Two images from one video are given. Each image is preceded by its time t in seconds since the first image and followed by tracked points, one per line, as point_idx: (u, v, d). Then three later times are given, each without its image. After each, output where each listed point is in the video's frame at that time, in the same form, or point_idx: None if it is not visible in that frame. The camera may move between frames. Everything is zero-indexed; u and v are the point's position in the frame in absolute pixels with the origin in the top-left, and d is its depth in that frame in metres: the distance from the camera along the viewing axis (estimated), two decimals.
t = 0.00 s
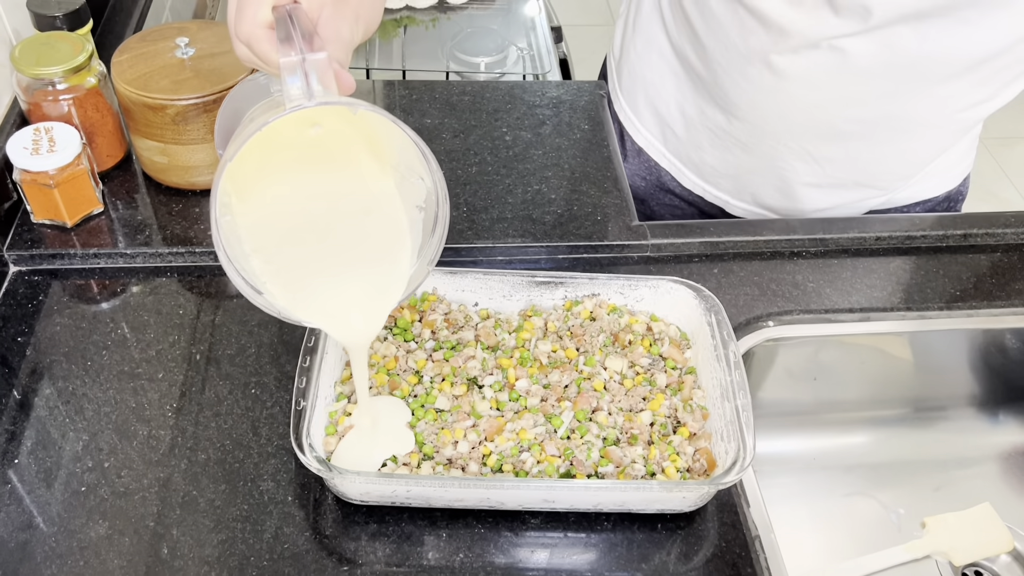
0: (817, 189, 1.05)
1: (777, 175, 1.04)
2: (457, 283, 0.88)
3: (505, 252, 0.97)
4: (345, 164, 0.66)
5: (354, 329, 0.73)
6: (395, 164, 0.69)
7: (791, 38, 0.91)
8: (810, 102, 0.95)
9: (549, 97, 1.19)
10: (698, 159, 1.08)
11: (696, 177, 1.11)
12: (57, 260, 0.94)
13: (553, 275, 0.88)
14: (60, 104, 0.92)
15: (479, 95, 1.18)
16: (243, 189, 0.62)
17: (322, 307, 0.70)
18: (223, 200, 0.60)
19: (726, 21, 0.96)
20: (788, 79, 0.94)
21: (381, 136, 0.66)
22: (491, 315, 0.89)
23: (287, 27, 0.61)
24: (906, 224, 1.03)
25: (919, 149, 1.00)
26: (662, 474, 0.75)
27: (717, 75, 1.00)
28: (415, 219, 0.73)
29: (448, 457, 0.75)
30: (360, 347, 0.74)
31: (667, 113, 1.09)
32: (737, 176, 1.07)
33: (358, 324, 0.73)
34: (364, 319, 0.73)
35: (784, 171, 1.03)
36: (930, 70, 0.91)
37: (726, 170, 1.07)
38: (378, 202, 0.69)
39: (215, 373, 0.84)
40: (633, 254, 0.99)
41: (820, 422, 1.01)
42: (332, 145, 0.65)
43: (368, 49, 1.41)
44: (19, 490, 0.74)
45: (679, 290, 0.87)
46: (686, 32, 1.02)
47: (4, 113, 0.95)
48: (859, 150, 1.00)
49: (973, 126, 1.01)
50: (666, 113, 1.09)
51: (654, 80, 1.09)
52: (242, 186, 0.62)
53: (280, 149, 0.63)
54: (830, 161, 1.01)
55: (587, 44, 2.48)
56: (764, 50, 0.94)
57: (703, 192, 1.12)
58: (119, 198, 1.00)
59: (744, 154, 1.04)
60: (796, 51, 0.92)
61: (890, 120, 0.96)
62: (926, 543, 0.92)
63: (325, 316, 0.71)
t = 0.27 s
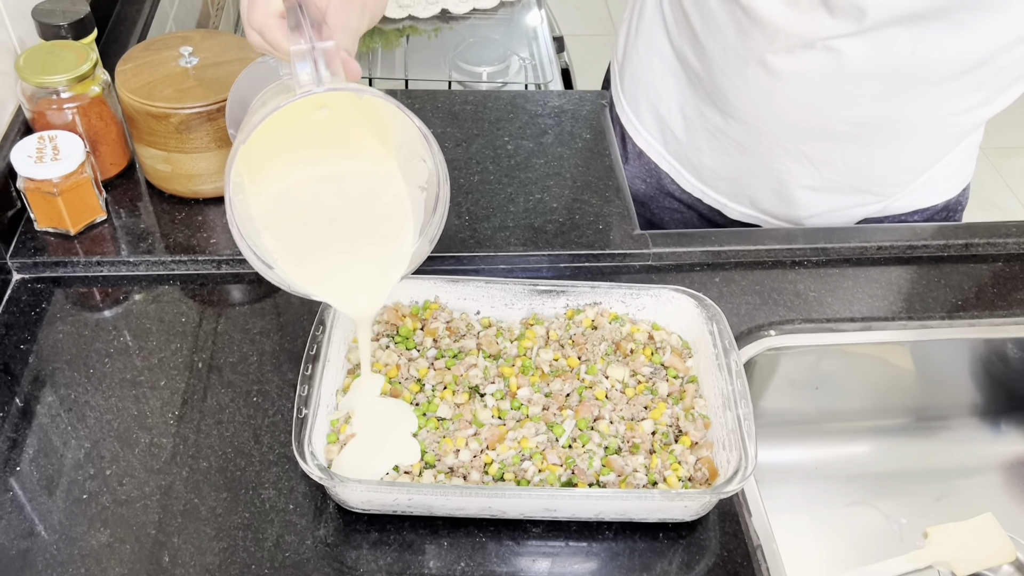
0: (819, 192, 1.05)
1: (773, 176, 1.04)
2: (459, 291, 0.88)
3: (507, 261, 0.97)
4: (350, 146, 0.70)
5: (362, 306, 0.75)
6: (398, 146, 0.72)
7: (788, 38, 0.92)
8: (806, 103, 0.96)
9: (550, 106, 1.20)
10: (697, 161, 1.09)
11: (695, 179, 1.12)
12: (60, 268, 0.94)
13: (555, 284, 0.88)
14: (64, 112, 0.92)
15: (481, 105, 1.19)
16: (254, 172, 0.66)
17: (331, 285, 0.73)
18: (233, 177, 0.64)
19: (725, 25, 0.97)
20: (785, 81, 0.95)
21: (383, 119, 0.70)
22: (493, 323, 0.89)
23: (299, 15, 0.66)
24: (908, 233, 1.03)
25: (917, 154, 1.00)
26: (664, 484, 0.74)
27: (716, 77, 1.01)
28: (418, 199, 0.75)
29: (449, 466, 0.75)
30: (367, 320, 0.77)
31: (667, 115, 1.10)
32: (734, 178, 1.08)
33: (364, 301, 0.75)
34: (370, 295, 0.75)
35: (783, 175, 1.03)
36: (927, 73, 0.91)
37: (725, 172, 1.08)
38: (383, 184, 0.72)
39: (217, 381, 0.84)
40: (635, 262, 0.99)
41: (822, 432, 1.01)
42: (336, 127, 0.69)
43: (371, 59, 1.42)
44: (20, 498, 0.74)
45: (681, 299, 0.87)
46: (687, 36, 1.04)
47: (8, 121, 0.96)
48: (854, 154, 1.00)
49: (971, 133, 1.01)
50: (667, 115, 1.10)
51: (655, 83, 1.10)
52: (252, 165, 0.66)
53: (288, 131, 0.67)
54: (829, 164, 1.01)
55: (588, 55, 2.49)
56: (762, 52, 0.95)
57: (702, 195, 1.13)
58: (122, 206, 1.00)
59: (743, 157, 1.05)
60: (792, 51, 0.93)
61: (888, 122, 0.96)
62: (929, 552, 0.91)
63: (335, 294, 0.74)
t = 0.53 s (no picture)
0: (822, 195, 1.05)
1: (773, 175, 1.04)
2: (461, 298, 0.88)
3: (509, 268, 0.97)
4: (359, 126, 0.73)
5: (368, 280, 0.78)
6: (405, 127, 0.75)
7: (790, 35, 0.92)
8: (808, 101, 0.96)
9: (553, 115, 1.20)
10: (699, 161, 1.10)
11: (697, 180, 1.12)
12: (63, 275, 0.94)
13: (557, 291, 0.88)
14: (68, 120, 0.93)
15: (483, 113, 1.19)
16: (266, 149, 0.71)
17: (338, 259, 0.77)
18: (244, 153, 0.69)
19: (728, 24, 0.98)
20: (788, 80, 0.95)
21: (389, 101, 0.73)
22: (495, 331, 0.89)
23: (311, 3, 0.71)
24: (909, 242, 1.03)
25: (918, 157, 1.00)
26: (666, 492, 0.75)
27: (718, 77, 1.01)
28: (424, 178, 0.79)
29: (451, 474, 0.75)
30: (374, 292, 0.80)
31: (670, 115, 1.11)
32: (735, 179, 1.08)
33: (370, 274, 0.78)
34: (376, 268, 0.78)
35: (783, 176, 1.04)
36: (930, 69, 0.91)
37: (726, 172, 1.08)
38: (389, 163, 0.75)
39: (219, 388, 0.84)
40: (636, 270, 0.99)
41: (825, 440, 1.01)
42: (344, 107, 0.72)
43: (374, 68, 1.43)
44: (22, 504, 0.74)
45: (683, 307, 0.87)
46: (691, 37, 1.05)
47: (12, 128, 0.96)
48: (854, 155, 1.00)
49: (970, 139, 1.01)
50: (669, 115, 1.11)
51: (659, 83, 1.11)
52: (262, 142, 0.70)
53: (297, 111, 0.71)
54: (831, 165, 1.02)
55: (591, 64, 2.50)
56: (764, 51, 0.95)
57: (703, 196, 1.13)
58: (125, 213, 1.01)
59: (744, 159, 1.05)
60: (794, 47, 0.93)
61: (893, 121, 0.96)
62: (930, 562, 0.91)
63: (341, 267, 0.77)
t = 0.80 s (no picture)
0: (824, 197, 1.05)
1: (774, 175, 1.04)
2: (464, 304, 0.88)
3: (511, 274, 0.97)
4: (378, 118, 0.80)
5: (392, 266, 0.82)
6: (422, 118, 0.81)
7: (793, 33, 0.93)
8: (809, 98, 0.96)
9: (555, 121, 1.20)
10: (701, 161, 1.10)
11: (698, 181, 1.13)
12: (66, 280, 0.95)
13: (559, 297, 0.88)
14: (72, 125, 0.93)
15: (486, 119, 1.19)
16: (293, 142, 0.76)
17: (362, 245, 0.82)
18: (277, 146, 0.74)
19: (733, 24, 0.99)
20: (792, 78, 0.96)
21: (409, 95, 0.79)
22: (497, 337, 0.89)
23: None
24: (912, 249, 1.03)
25: (920, 157, 1.00)
26: (668, 499, 0.74)
27: (721, 76, 1.02)
28: (441, 168, 0.84)
29: (453, 480, 0.75)
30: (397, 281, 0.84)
31: (673, 116, 1.12)
32: (736, 179, 1.08)
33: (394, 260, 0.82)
34: (399, 254, 0.82)
35: (786, 177, 1.04)
36: (934, 65, 0.91)
37: (728, 173, 1.08)
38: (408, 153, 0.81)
39: (221, 394, 0.84)
40: (639, 277, 0.99)
41: (827, 447, 1.01)
42: (367, 101, 0.78)
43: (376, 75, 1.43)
44: (25, 509, 0.74)
45: (685, 313, 0.87)
46: (695, 39, 1.05)
47: (17, 133, 0.96)
48: (855, 154, 1.00)
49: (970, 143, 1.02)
50: (672, 116, 1.12)
51: (662, 85, 1.12)
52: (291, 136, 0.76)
53: (322, 106, 0.77)
54: (834, 166, 1.02)
55: (593, 72, 2.50)
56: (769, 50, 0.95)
57: (705, 198, 1.13)
58: (129, 219, 1.01)
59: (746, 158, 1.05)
60: (796, 43, 0.94)
61: (896, 120, 0.96)
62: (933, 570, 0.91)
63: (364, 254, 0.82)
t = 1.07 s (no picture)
0: (829, 199, 1.05)
1: (778, 176, 1.04)
2: (466, 309, 0.88)
3: (513, 280, 0.98)
4: (413, 123, 0.80)
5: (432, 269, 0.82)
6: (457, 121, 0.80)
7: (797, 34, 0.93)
8: (813, 99, 0.96)
9: (558, 127, 1.21)
10: (705, 163, 1.10)
11: (702, 183, 1.13)
12: (69, 285, 0.95)
13: (561, 303, 0.88)
14: (77, 130, 0.94)
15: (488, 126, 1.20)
16: (332, 149, 0.77)
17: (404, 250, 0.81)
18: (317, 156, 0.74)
19: (737, 26, 0.99)
20: (797, 80, 0.96)
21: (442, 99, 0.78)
22: (499, 342, 0.89)
23: (375, 6, 0.75)
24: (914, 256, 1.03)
25: (923, 160, 1.00)
26: (670, 505, 0.74)
27: (725, 78, 1.02)
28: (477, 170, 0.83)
29: (454, 486, 0.74)
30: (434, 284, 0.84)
31: (675, 118, 1.12)
32: (740, 180, 1.08)
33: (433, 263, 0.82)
34: (438, 257, 0.82)
35: (791, 180, 1.04)
36: (940, 62, 0.90)
37: (731, 175, 1.08)
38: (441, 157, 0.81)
39: (224, 399, 0.84)
40: (641, 283, 0.99)
41: (830, 454, 1.01)
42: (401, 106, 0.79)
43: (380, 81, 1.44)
44: (27, 514, 0.74)
45: (687, 319, 0.87)
46: (699, 41, 1.06)
47: (21, 139, 0.97)
48: (858, 155, 1.00)
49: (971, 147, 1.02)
50: (675, 119, 1.12)
51: (666, 88, 1.13)
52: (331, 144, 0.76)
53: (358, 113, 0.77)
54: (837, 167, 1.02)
55: (595, 78, 2.51)
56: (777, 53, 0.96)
57: (709, 199, 1.13)
58: (132, 224, 1.01)
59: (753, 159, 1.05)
60: (800, 45, 0.94)
61: (903, 119, 0.95)
62: None
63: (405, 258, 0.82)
